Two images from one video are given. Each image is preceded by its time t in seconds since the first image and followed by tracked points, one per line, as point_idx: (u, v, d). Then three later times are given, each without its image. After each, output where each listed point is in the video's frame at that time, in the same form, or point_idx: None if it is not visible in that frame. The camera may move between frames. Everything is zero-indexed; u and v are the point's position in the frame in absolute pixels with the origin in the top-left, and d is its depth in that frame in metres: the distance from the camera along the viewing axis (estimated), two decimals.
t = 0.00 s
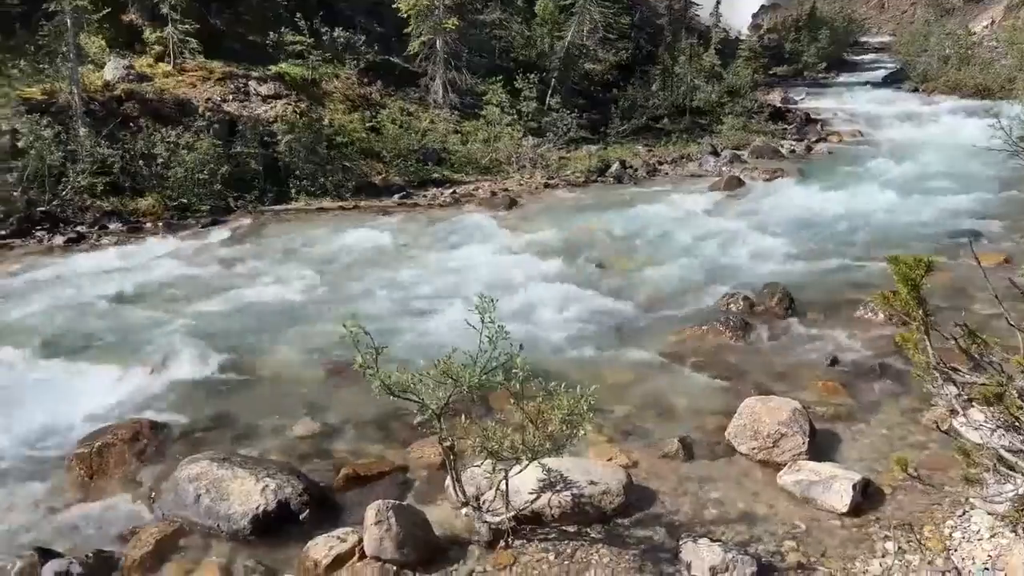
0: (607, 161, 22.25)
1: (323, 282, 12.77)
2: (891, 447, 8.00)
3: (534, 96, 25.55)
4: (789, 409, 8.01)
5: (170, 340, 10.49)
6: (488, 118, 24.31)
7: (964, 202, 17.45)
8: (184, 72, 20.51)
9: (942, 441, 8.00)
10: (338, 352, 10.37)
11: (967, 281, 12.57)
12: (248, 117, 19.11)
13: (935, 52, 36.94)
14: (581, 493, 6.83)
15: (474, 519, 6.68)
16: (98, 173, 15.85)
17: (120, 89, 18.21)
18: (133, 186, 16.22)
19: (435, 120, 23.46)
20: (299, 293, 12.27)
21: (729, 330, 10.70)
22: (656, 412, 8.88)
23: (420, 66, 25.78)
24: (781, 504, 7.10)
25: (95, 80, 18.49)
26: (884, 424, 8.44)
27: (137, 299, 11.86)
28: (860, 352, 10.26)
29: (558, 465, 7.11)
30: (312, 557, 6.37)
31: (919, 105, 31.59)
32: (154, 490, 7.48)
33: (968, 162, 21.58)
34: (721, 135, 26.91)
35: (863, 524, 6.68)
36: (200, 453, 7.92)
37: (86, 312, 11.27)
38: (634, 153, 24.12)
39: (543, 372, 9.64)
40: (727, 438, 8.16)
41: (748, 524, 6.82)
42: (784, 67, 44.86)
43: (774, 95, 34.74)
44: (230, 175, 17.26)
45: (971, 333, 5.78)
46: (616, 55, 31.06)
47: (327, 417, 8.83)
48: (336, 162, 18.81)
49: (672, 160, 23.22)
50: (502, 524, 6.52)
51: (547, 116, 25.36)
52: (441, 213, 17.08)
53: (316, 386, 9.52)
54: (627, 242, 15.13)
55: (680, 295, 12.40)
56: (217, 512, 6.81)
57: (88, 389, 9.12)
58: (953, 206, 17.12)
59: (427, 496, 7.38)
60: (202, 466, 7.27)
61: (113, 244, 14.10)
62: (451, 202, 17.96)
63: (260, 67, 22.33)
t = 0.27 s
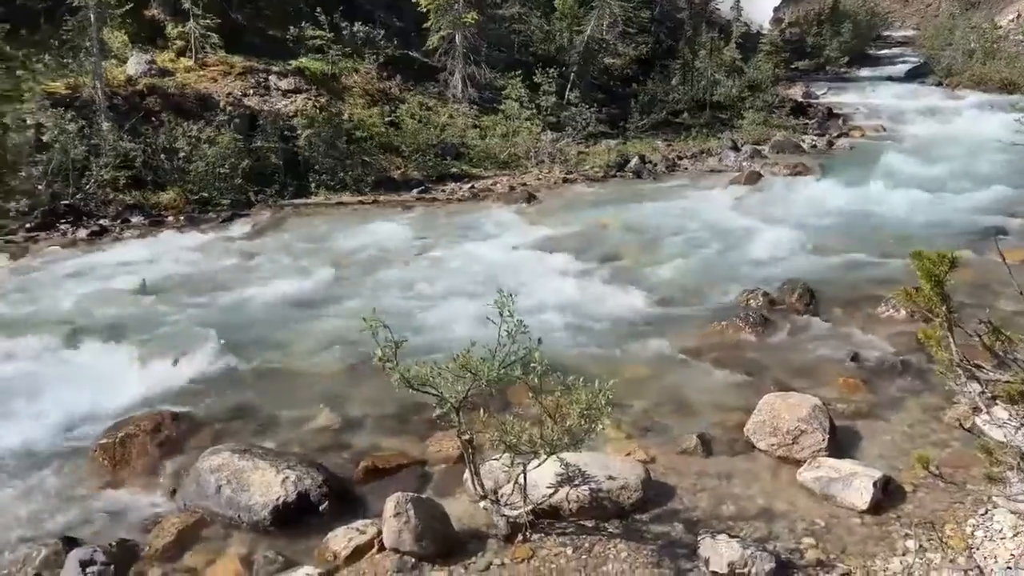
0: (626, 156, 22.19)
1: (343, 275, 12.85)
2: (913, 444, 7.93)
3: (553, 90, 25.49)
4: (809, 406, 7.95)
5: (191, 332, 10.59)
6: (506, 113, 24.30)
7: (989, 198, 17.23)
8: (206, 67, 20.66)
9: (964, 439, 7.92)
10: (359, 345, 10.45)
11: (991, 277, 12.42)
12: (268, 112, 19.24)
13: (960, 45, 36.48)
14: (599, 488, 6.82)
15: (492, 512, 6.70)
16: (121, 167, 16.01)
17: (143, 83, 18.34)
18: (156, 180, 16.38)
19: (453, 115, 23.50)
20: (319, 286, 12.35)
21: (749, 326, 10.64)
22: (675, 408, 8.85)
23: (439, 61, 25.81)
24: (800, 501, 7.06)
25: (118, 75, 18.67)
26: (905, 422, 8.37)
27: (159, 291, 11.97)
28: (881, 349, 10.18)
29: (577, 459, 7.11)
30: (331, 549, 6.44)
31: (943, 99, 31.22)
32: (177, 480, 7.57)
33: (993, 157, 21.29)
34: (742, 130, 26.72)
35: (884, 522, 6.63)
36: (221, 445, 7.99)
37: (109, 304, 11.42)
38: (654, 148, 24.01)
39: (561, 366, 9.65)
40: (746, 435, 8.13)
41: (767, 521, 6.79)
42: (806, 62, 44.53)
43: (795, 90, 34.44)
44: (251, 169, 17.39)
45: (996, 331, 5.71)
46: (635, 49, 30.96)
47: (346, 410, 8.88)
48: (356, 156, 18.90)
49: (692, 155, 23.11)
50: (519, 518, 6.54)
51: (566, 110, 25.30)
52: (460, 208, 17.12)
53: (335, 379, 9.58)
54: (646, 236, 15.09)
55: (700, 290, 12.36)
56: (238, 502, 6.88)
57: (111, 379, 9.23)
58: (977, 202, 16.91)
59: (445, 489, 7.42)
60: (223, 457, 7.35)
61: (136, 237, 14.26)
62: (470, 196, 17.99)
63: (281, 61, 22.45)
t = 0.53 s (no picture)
0: (646, 152, 22.12)
1: (363, 270, 12.91)
2: (935, 444, 7.85)
3: (572, 86, 25.45)
4: (829, 404, 7.90)
5: (212, 325, 10.69)
6: (526, 109, 24.29)
7: (1014, 196, 17.01)
8: (227, 63, 20.80)
9: (988, 439, 7.84)
10: (378, 339, 10.51)
11: (1017, 275, 12.26)
12: (289, 108, 19.35)
13: (985, 40, 36.00)
14: (618, 484, 6.82)
15: (510, 507, 6.71)
16: (144, 163, 16.19)
17: (165, 79, 18.51)
18: (178, 175, 16.54)
19: (473, 111, 23.51)
20: (339, 281, 12.41)
21: (769, 323, 10.58)
22: (694, 405, 8.82)
23: (459, 57, 25.84)
24: (820, 499, 7.02)
25: (141, 71, 18.86)
26: (927, 421, 8.29)
27: (181, 285, 12.09)
28: (903, 347, 10.09)
29: (595, 455, 7.11)
30: (350, 542, 6.51)
31: (968, 95, 30.83)
32: (199, 472, 7.65)
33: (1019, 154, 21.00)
34: (762, 127, 26.54)
35: (905, 521, 6.57)
36: (243, 438, 8.07)
37: (132, 298, 11.55)
38: (673, 144, 23.91)
39: (580, 363, 9.65)
40: (766, 432, 8.09)
41: (786, 519, 6.76)
42: (828, 58, 44.16)
43: (817, 86, 34.14)
44: (272, 165, 17.51)
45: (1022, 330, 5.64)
46: (655, 45, 30.82)
47: (365, 404, 8.94)
48: (376, 153, 18.98)
49: (712, 151, 23.00)
50: (538, 513, 6.55)
51: (585, 106, 25.25)
52: (479, 204, 17.14)
53: (354, 373, 9.63)
54: (665, 233, 15.03)
55: (720, 287, 12.30)
56: (259, 495, 6.95)
57: (133, 372, 9.33)
58: (1003, 200, 16.70)
59: (463, 484, 7.44)
60: (244, 450, 7.42)
61: (158, 232, 14.41)
62: (489, 193, 18.01)
63: (301, 58, 22.56)
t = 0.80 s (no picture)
0: (666, 150, 22.03)
1: (383, 268, 12.97)
2: (958, 445, 7.77)
3: (593, 84, 25.39)
4: (851, 404, 7.84)
5: (234, 322, 10.79)
6: (546, 107, 24.27)
7: None
8: (250, 61, 20.95)
9: (1012, 441, 7.74)
10: (398, 337, 10.56)
11: None
12: (311, 106, 19.47)
13: (1012, 37, 35.51)
14: (636, 483, 6.81)
15: (529, 505, 6.72)
16: (167, 160, 16.36)
17: (188, 77, 18.67)
18: (200, 172, 16.69)
19: (493, 109, 23.53)
20: (360, 278, 12.48)
21: (790, 323, 10.51)
22: (713, 404, 8.78)
23: (479, 54, 25.87)
24: (840, 500, 6.97)
25: (165, 69, 19.04)
26: (950, 422, 8.20)
27: (203, 282, 12.20)
28: (926, 348, 9.98)
29: (614, 454, 7.10)
30: (369, 538, 6.56)
31: (995, 93, 30.42)
32: (220, 467, 7.73)
33: None
34: (784, 125, 26.36)
35: (927, 523, 6.51)
36: (264, 433, 8.14)
37: (155, 293, 11.69)
38: (694, 142, 23.80)
39: (599, 361, 9.64)
40: (786, 432, 8.05)
41: (807, 520, 6.71)
42: (851, 55, 43.75)
43: (840, 83, 33.84)
44: (293, 162, 17.63)
45: None
46: (676, 42, 30.68)
47: (385, 401, 8.98)
48: (396, 151, 19.07)
49: (733, 149, 22.87)
50: (556, 511, 6.55)
51: (605, 104, 25.18)
52: (498, 202, 17.15)
53: (375, 370, 9.68)
54: (685, 231, 14.97)
55: (740, 286, 12.24)
56: (279, 490, 7.01)
57: (155, 367, 9.44)
58: None
59: (482, 481, 7.46)
60: (265, 445, 7.49)
61: (181, 229, 14.55)
62: (508, 190, 18.03)
63: (322, 56, 22.67)
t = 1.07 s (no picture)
0: (687, 148, 21.93)
1: (403, 265, 13.02)
2: (983, 447, 7.67)
3: (613, 82, 25.32)
4: (873, 405, 7.77)
5: (256, 318, 10.88)
6: (566, 106, 24.24)
7: None
8: (272, 59, 21.10)
9: None
10: (419, 334, 10.60)
11: None
12: (332, 104, 19.59)
13: None
14: (656, 483, 6.80)
15: (548, 503, 6.73)
16: (190, 158, 16.53)
17: (212, 76, 18.83)
18: (223, 170, 16.84)
19: (513, 107, 23.54)
20: (380, 276, 12.53)
21: (813, 323, 10.42)
22: (733, 404, 8.74)
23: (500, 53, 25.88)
24: (862, 502, 6.91)
25: (188, 68, 19.22)
26: (975, 424, 8.11)
27: (225, 279, 12.32)
28: (951, 348, 9.87)
29: (633, 453, 7.09)
30: (389, 533, 6.61)
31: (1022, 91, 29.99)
32: (242, 462, 7.80)
33: None
34: (806, 123, 26.16)
35: (951, 526, 6.44)
36: (285, 429, 8.20)
37: (179, 290, 11.82)
38: (715, 141, 23.68)
39: (619, 360, 9.61)
40: (807, 433, 7.99)
41: (828, 521, 6.66)
42: (874, 53, 43.33)
43: (863, 81, 33.51)
44: (314, 160, 17.74)
45: None
46: (697, 40, 30.52)
47: (405, 398, 9.02)
48: (416, 149, 19.14)
49: (755, 147, 22.73)
50: (575, 509, 6.54)
51: (626, 102, 25.11)
52: (518, 200, 17.15)
53: (395, 367, 9.72)
54: (706, 230, 14.90)
55: (762, 285, 12.16)
56: (300, 485, 7.07)
57: (178, 363, 9.54)
58: None
59: (501, 479, 7.48)
60: (286, 441, 7.55)
61: (204, 226, 14.69)
62: (528, 189, 18.04)
63: (344, 54, 22.78)
